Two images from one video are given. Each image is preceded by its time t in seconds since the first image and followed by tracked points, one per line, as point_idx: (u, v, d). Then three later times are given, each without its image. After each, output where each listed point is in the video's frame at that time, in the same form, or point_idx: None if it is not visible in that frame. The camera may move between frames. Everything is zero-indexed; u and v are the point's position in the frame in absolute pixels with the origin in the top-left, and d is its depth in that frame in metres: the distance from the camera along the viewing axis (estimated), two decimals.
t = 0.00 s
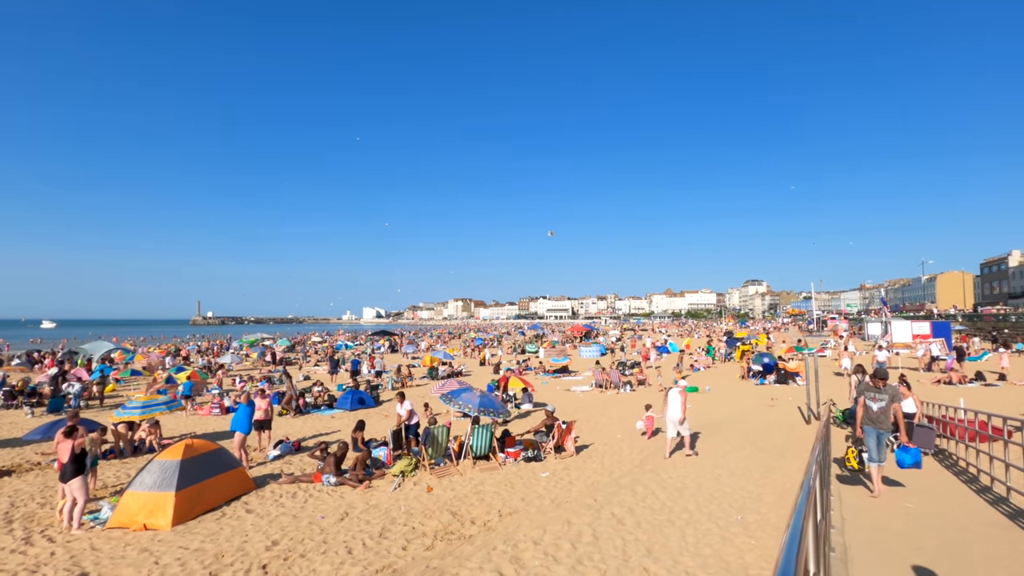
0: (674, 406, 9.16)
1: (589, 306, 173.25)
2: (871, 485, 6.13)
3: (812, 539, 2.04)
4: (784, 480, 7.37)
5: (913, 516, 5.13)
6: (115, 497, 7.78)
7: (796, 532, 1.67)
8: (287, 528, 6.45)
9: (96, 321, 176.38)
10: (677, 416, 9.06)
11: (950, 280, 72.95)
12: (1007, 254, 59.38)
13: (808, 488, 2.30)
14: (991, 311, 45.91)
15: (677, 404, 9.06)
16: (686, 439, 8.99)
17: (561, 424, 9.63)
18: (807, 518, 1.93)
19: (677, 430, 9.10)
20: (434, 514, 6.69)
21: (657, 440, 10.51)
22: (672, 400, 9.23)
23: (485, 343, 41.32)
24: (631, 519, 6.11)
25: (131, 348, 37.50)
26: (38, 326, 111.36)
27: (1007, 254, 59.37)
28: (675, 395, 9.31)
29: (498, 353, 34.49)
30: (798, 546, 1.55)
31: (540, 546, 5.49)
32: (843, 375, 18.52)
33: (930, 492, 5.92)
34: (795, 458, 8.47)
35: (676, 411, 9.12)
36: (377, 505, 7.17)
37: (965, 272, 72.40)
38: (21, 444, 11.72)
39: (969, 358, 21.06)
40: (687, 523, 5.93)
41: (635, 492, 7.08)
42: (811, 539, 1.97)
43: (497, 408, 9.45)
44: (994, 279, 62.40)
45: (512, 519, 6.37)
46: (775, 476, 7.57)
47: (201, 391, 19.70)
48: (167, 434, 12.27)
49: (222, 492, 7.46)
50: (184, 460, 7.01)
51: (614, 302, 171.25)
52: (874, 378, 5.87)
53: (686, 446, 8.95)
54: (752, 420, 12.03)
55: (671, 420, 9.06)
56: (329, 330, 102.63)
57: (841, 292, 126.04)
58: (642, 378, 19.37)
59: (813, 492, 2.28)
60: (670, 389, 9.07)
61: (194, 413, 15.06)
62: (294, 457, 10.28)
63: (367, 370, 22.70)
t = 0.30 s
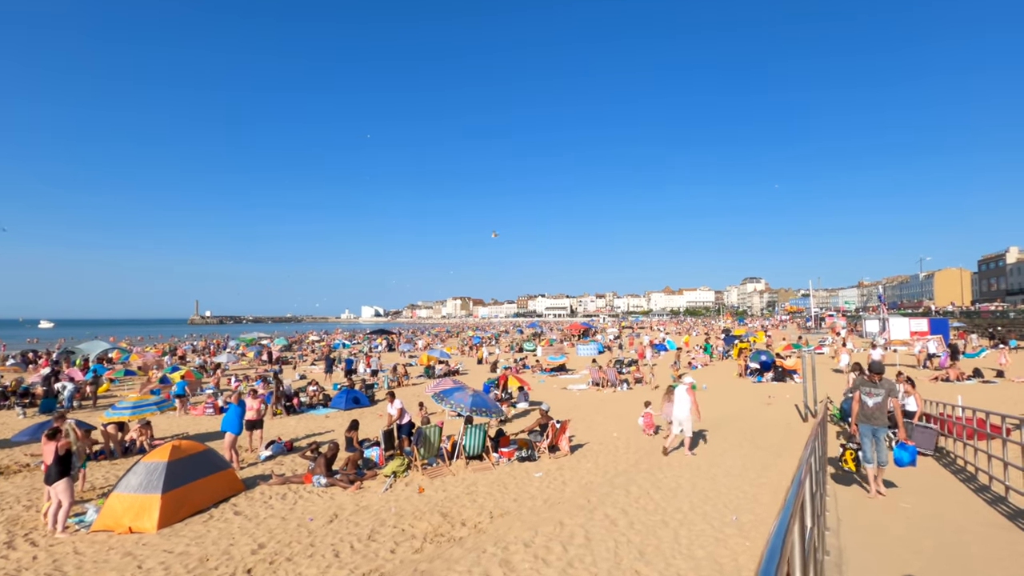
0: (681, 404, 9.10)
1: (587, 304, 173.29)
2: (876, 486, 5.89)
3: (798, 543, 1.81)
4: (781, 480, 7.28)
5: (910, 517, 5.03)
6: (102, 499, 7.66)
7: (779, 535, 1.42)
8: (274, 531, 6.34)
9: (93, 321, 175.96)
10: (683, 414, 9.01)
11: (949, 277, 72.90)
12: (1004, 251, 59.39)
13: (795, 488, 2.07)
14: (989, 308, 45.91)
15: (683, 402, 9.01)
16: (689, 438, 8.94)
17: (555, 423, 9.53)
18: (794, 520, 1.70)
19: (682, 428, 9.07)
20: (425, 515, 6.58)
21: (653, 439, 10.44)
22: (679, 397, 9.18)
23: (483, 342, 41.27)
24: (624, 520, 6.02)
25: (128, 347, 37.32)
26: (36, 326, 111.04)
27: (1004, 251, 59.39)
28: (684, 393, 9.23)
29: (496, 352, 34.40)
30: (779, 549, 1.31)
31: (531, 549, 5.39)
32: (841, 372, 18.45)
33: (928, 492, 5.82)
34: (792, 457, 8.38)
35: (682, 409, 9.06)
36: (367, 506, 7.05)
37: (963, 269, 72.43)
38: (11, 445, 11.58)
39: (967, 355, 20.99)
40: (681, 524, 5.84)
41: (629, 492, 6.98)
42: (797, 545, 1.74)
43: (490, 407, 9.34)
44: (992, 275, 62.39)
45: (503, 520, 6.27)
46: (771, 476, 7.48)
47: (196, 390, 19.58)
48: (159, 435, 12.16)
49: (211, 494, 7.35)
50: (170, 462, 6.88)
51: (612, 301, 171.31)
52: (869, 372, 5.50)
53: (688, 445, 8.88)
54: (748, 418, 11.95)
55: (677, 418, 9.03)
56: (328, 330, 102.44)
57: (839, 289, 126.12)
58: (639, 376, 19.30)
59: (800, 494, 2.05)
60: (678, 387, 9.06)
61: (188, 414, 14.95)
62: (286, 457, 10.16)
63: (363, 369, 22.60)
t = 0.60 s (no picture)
0: (687, 403, 9.03)
1: (587, 304, 173.19)
2: (878, 492, 5.70)
3: (787, 562, 1.61)
4: (779, 483, 7.16)
5: (911, 523, 4.90)
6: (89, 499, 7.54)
7: (764, 554, 1.26)
8: (263, 533, 6.23)
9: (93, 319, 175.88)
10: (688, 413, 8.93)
11: (949, 278, 72.68)
12: (1005, 253, 59.22)
13: (787, 508, 1.84)
14: (990, 309, 45.76)
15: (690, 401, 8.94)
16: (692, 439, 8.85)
17: (551, 424, 9.41)
18: (785, 537, 1.54)
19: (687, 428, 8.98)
20: (416, 518, 6.47)
21: (650, 440, 10.32)
22: (685, 396, 9.12)
23: (483, 342, 41.18)
24: (618, 523, 5.90)
25: (126, 346, 37.22)
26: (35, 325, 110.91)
27: (1005, 253, 59.22)
28: (690, 392, 9.15)
29: (495, 352, 34.27)
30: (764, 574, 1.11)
31: (523, 553, 5.27)
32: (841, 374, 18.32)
33: (928, 497, 5.70)
34: (790, 460, 8.27)
35: (688, 408, 8.98)
36: (358, 508, 6.93)
37: (964, 271, 72.27)
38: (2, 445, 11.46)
39: (967, 357, 20.86)
40: (677, 528, 5.71)
41: (624, 495, 6.86)
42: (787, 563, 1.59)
43: (484, 408, 9.22)
44: (993, 277, 62.16)
45: (496, 523, 6.15)
46: (770, 478, 7.37)
47: (192, 389, 19.46)
48: (151, 435, 12.04)
49: (201, 495, 7.24)
50: (158, 462, 6.76)
51: (612, 301, 171.16)
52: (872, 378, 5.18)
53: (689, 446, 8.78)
54: (747, 419, 11.84)
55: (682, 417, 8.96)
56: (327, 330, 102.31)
57: (839, 291, 125.98)
58: (638, 376, 19.18)
59: (791, 514, 1.82)
60: (684, 386, 9.03)
61: (183, 413, 14.83)
62: (279, 457, 10.04)
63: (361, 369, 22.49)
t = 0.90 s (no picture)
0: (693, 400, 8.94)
1: (587, 300, 173.18)
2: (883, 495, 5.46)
3: None
4: (779, 481, 7.06)
5: (914, 525, 4.79)
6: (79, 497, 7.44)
7: None
8: (253, 532, 6.12)
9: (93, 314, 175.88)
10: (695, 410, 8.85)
11: (949, 274, 72.61)
12: (1005, 249, 59.07)
13: (789, 525, 1.58)
14: (990, 305, 45.65)
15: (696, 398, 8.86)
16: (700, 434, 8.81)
17: (548, 422, 9.29)
18: (790, 554, 1.40)
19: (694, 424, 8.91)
20: (410, 517, 6.36)
21: (649, 438, 10.21)
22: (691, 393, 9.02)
23: (482, 338, 41.13)
24: (615, 523, 5.79)
25: (126, 342, 37.22)
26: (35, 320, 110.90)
27: (1005, 249, 59.06)
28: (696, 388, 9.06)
29: (494, 348, 34.21)
30: None
31: (516, 554, 5.16)
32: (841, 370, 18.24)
33: (930, 497, 5.59)
34: (791, 457, 8.17)
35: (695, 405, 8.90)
36: (350, 507, 6.82)
37: (964, 267, 72.19)
38: None
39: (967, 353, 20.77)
40: (674, 528, 5.60)
41: (622, 494, 6.76)
42: None
43: (480, 405, 9.11)
44: (993, 274, 62.04)
45: (490, 523, 6.04)
46: (770, 477, 7.26)
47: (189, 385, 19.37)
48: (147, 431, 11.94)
49: (192, 493, 7.14)
50: (148, 460, 6.64)
51: (612, 297, 171.10)
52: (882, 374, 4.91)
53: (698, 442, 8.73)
54: (746, 416, 11.74)
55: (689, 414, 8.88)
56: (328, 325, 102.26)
57: (839, 287, 125.90)
58: (637, 372, 19.09)
59: (795, 533, 1.57)
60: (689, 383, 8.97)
61: (179, 409, 14.74)
62: (274, 454, 9.94)
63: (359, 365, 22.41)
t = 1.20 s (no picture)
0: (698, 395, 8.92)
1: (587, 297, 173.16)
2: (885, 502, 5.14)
3: None
4: (777, 480, 6.96)
5: (916, 527, 4.70)
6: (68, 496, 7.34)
7: None
8: (243, 532, 6.03)
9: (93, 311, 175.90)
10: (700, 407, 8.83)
11: (949, 271, 72.63)
12: (1005, 246, 58.97)
13: (784, 534, 1.45)
14: (990, 302, 45.55)
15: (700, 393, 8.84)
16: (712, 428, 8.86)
17: (545, 419, 9.20)
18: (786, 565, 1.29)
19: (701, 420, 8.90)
20: (402, 516, 6.26)
21: (646, 436, 10.13)
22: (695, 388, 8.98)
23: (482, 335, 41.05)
24: (610, 523, 5.70)
25: (123, 338, 37.18)
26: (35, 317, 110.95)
27: (1005, 245, 58.97)
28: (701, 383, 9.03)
29: (493, 345, 34.16)
30: None
31: (510, 554, 5.06)
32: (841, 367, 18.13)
33: (931, 497, 5.51)
34: (789, 455, 8.08)
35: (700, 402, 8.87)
36: (343, 506, 6.73)
37: (964, 263, 72.09)
38: None
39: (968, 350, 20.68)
40: (670, 528, 5.51)
41: (618, 493, 6.66)
42: None
43: (475, 402, 9.01)
44: (993, 271, 61.93)
45: (483, 522, 5.94)
46: (768, 475, 7.17)
47: (186, 381, 19.27)
48: (141, 428, 11.86)
49: (182, 493, 7.04)
50: (137, 459, 6.54)
51: (612, 294, 171.11)
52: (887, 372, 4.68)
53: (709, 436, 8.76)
54: (745, 414, 11.65)
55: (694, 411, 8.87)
56: (327, 322, 102.21)
57: (839, 284, 125.88)
58: (636, 369, 19.01)
59: (791, 542, 1.44)
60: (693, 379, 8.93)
61: (174, 407, 14.65)
62: (268, 451, 9.85)
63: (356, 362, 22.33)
